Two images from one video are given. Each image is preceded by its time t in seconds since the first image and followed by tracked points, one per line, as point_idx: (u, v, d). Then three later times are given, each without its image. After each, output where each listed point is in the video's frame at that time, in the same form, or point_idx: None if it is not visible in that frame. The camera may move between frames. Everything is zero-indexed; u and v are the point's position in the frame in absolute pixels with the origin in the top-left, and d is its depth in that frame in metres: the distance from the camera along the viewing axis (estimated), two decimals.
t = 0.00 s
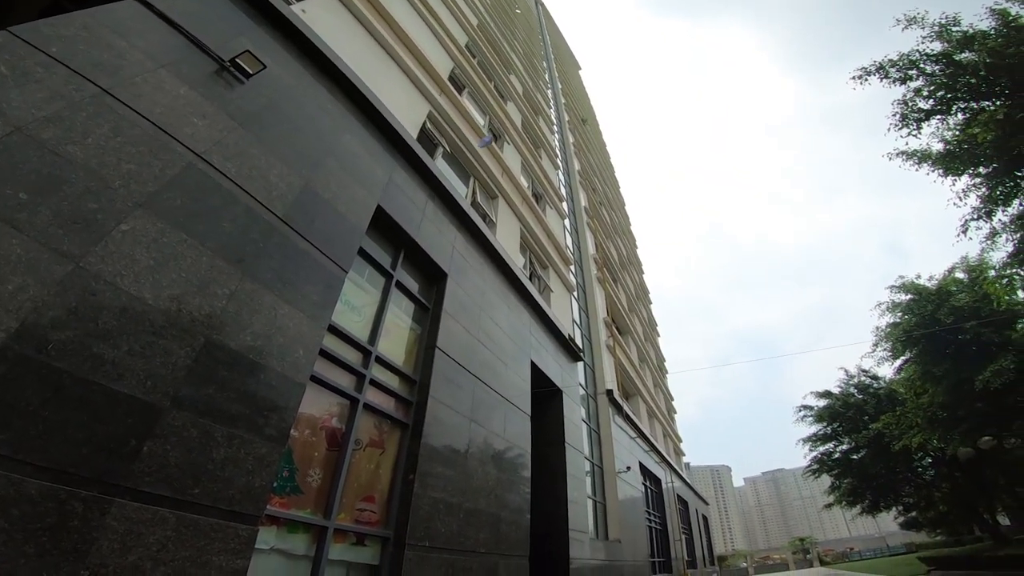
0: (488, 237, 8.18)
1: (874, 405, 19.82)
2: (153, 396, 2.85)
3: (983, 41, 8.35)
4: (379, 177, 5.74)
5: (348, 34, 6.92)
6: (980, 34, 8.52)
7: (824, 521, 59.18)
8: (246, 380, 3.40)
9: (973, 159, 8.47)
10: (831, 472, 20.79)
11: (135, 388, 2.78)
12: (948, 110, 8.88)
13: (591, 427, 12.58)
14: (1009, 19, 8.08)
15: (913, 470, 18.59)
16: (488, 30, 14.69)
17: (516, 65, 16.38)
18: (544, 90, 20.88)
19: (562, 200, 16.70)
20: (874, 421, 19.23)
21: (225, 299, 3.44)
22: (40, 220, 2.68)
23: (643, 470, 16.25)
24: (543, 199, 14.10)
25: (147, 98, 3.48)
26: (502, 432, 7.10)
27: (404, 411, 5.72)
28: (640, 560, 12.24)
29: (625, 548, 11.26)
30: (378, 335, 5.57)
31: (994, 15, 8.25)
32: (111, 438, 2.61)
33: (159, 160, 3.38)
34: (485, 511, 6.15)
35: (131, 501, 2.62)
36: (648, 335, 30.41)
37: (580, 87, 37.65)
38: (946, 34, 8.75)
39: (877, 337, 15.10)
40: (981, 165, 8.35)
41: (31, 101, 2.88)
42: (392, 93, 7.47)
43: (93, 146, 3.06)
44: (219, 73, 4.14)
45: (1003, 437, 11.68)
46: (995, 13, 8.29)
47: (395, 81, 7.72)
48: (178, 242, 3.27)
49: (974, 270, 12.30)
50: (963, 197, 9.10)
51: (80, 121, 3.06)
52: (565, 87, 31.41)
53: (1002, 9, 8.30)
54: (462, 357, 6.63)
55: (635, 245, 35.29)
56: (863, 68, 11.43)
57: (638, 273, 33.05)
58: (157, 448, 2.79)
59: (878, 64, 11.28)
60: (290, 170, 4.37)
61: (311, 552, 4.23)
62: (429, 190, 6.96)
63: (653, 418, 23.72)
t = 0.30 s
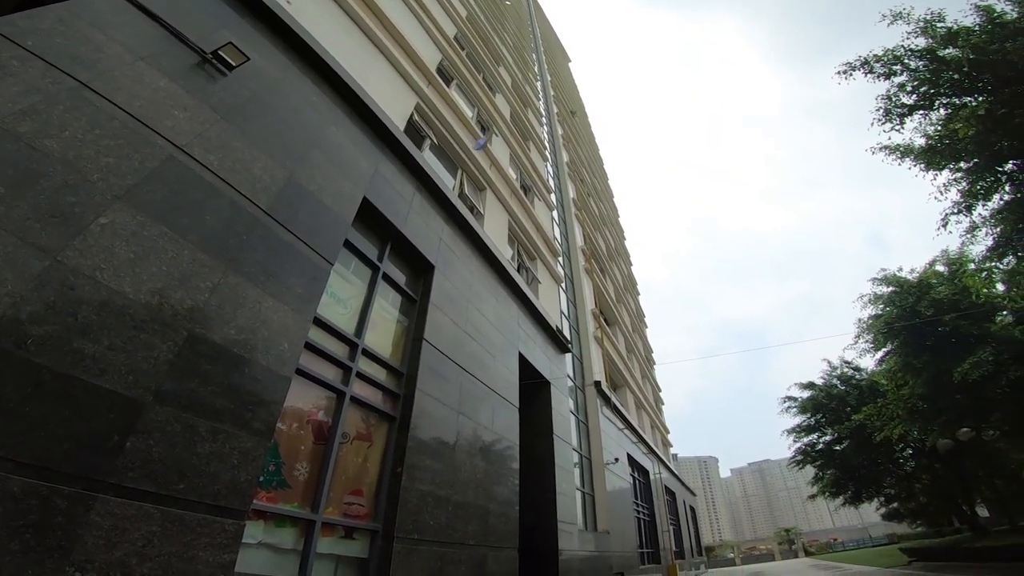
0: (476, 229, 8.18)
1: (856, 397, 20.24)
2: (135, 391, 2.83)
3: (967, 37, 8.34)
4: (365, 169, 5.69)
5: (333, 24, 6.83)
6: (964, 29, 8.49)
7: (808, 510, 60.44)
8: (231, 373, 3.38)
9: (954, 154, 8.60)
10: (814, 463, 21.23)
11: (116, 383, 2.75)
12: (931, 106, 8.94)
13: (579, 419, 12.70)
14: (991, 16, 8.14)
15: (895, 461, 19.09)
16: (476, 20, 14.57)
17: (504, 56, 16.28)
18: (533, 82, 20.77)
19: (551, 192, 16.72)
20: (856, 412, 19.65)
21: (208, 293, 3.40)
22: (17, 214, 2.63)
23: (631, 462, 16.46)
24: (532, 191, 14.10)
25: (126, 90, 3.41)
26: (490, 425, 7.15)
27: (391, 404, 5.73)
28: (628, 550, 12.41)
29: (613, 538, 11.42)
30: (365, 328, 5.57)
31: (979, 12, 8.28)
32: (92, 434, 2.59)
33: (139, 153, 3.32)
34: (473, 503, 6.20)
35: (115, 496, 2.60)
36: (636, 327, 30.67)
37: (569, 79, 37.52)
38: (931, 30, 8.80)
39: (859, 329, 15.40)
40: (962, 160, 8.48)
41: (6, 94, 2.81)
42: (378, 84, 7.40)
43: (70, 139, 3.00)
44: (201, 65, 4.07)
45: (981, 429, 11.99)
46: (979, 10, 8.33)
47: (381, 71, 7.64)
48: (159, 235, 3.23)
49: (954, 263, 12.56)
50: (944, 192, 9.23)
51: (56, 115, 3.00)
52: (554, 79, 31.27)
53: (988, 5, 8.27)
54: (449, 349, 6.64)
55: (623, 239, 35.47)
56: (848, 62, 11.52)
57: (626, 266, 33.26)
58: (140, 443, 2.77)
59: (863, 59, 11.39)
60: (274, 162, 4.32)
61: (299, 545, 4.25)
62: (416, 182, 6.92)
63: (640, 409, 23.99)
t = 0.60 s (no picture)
0: (466, 223, 8.18)
1: (842, 390, 20.54)
2: (121, 387, 2.81)
3: (955, 34, 8.21)
4: (353, 162, 5.66)
5: (322, 16, 6.76)
6: (951, 27, 8.35)
7: (795, 501, 61.39)
8: (219, 369, 3.36)
9: (939, 150, 8.59)
10: (801, 456, 21.54)
11: (101, 379, 2.73)
12: (917, 103, 8.84)
13: (569, 413, 12.79)
14: (978, 13, 8.13)
15: (880, 454, 19.41)
16: (468, 13, 14.46)
17: (496, 50, 16.21)
18: (524, 75, 20.65)
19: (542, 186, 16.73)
20: (842, 406, 19.93)
21: (195, 288, 3.37)
22: None
23: (621, 455, 16.60)
24: (523, 185, 14.07)
25: (109, 84, 3.36)
26: (481, 418, 7.19)
27: (381, 398, 5.73)
28: (618, 543, 12.54)
29: (603, 531, 11.54)
30: (354, 322, 5.55)
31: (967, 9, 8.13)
32: (78, 431, 2.57)
33: (123, 148, 3.28)
34: (463, 496, 6.24)
35: (102, 493, 2.59)
36: (627, 321, 30.85)
37: (561, 72, 37.34)
38: (919, 27, 8.76)
39: (845, 323, 15.61)
40: (947, 157, 8.47)
41: None
42: (368, 77, 7.35)
43: (52, 134, 2.95)
44: (186, 58, 4.02)
45: (963, 422, 12.23)
46: (967, 7, 8.31)
47: (371, 64, 7.58)
48: (144, 230, 3.19)
49: (940, 258, 12.73)
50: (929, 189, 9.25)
51: (37, 109, 2.95)
52: (545, 72, 31.10)
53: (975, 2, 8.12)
54: (439, 343, 6.65)
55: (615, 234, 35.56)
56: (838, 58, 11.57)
57: (617, 261, 33.38)
58: (127, 440, 2.75)
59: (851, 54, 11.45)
60: (261, 156, 4.28)
61: (290, 541, 4.26)
62: (406, 176, 6.89)
63: (631, 402, 24.19)
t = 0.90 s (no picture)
0: (452, 214, 8.15)
1: (822, 382, 21.00)
2: (100, 382, 2.76)
3: (936, 31, 8.23)
4: (337, 154, 5.59)
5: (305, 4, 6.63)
6: (934, 24, 8.38)
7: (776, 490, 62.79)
8: (200, 363, 3.32)
9: (917, 146, 8.81)
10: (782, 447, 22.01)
11: (80, 374, 2.69)
12: (897, 99, 9.02)
13: (555, 405, 12.89)
14: (960, 9, 8.10)
15: (858, 445, 19.91)
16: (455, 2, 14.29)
17: (483, 40, 16.07)
18: (511, 67, 20.51)
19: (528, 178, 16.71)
20: (821, 398, 20.38)
21: (174, 281, 3.32)
22: None
23: (606, 446, 16.79)
24: (509, 176, 14.03)
25: (85, 75, 3.27)
26: (466, 410, 7.21)
27: (365, 390, 5.72)
28: (603, 532, 12.72)
29: (588, 521, 11.70)
30: (338, 315, 5.52)
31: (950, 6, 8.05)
32: (57, 426, 2.53)
33: (100, 140, 3.20)
34: (449, 489, 6.27)
35: (83, 489, 2.56)
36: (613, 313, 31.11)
37: (548, 63, 37.11)
38: (903, 23, 8.84)
39: (825, 315, 15.94)
40: (925, 153, 8.66)
41: None
42: (353, 66, 7.24)
43: (26, 126, 2.87)
44: (165, 50, 3.93)
45: (938, 414, 12.59)
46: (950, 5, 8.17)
47: (356, 53, 7.47)
48: (122, 222, 3.13)
49: (917, 253, 13.04)
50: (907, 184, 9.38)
51: (9, 100, 2.86)
52: (533, 63, 30.88)
53: None
54: (424, 335, 6.65)
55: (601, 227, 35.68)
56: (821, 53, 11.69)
57: (604, 254, 33.54)
58: (107, 435, 2.72)
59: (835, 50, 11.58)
60: (242, 147, 4.21)
61: (275, 535, 4.25)
62: (390, 167, 6.83)
63: (616, 394, 24.47)
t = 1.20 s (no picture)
0: (440, 209, 8.11)
1: (806, 376, 21.36)
2: (84, 378, 2.72)
3: (921, 31, 8.30)
4: (324, 147, 5.52)
5: None
6: (920, 23, 8.47)
7: (761, 483, 63.87)
8: (186, 358, 3.28)
9: (899, 144, 8.84)
10: (767, 440, 22.37)
11: (63, 371, 2.64)
12: (882, 97, 9.04)
13: (544, 398, 12.95)
14: (947, 9, 8.15)
15: (841, 439, 20.28)
16: None
17: (474, 35, 15.94)
18: (502, 60, 20.39)
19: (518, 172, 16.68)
20: (806, 392, 20.72)
21: (158, 276, 3.26)
22: None
23: (595, 440, 16.93)
24: (498, 170, 13.99)
25: (67, 70, 3.18)
26: (455, 404, 7.22)
27: (353, 385, 5.69)
28: (592, 525, 12.84)
29: (577, 513, 11.81)
30: (326, 309, 5.47)
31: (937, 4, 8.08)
32: (40, 423, 2.48)
33: (81, 135, 3.13)
34: (438, 483, 6.28)
35: (69, 486, 2.53)
36: (602, 308, 31.30)
37: (540, 58, 37.00)
38: (890, 22, 8.91)
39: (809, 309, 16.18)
40: (908, 151, 8.69)
41: None
42: (341, 59, 7.15)
43: (5, 120, 2.79)
44: (149, 44, 3.84)
45: (919, 408, 12.88)
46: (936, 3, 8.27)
47: (344, 46, 7.37)
48: (104, 218, 3.06)
49: (899, 249, 13.29)
50: (890, 182, 9.48)
51: None
52: (524, 57, 30.75)
53: None
54: (412, 330, 6.62)
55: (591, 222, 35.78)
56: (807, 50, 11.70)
57: (593, 249, 33.67)
58: (92, 432, 2.68)
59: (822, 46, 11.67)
60: (227, 141, 4.14)
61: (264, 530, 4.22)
62: (378, 161, 6.77)
63: (605, 388, 24.67)
